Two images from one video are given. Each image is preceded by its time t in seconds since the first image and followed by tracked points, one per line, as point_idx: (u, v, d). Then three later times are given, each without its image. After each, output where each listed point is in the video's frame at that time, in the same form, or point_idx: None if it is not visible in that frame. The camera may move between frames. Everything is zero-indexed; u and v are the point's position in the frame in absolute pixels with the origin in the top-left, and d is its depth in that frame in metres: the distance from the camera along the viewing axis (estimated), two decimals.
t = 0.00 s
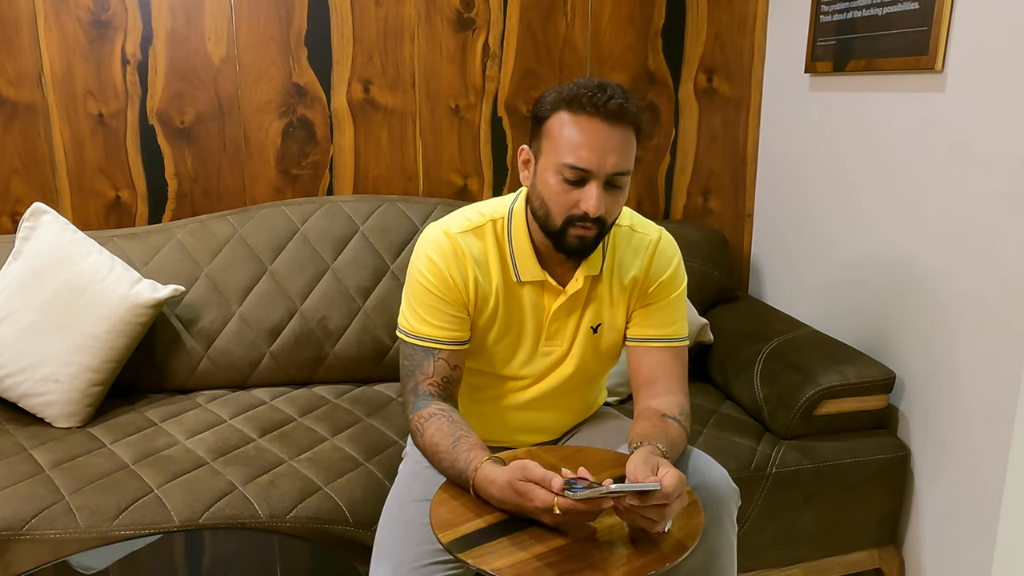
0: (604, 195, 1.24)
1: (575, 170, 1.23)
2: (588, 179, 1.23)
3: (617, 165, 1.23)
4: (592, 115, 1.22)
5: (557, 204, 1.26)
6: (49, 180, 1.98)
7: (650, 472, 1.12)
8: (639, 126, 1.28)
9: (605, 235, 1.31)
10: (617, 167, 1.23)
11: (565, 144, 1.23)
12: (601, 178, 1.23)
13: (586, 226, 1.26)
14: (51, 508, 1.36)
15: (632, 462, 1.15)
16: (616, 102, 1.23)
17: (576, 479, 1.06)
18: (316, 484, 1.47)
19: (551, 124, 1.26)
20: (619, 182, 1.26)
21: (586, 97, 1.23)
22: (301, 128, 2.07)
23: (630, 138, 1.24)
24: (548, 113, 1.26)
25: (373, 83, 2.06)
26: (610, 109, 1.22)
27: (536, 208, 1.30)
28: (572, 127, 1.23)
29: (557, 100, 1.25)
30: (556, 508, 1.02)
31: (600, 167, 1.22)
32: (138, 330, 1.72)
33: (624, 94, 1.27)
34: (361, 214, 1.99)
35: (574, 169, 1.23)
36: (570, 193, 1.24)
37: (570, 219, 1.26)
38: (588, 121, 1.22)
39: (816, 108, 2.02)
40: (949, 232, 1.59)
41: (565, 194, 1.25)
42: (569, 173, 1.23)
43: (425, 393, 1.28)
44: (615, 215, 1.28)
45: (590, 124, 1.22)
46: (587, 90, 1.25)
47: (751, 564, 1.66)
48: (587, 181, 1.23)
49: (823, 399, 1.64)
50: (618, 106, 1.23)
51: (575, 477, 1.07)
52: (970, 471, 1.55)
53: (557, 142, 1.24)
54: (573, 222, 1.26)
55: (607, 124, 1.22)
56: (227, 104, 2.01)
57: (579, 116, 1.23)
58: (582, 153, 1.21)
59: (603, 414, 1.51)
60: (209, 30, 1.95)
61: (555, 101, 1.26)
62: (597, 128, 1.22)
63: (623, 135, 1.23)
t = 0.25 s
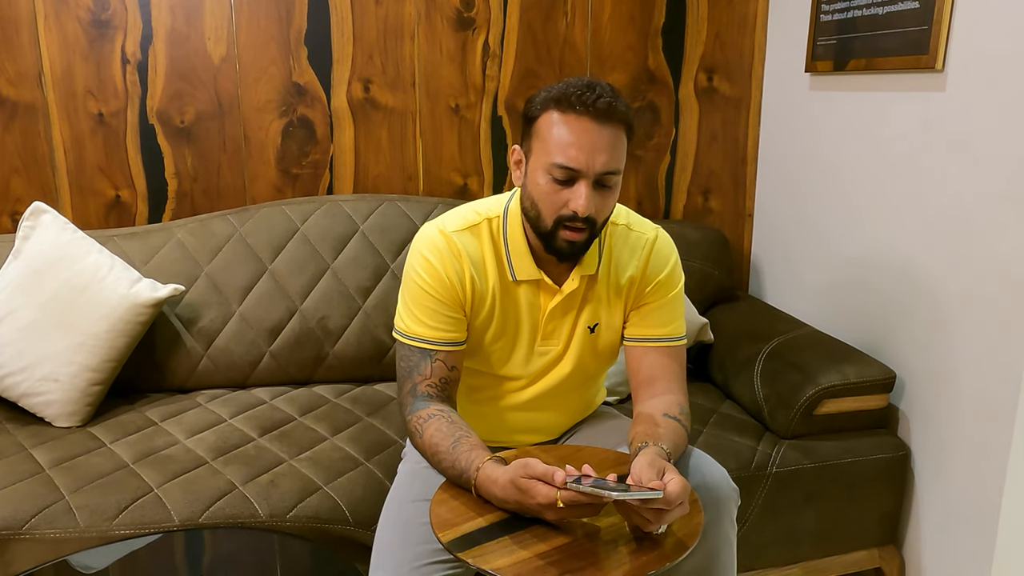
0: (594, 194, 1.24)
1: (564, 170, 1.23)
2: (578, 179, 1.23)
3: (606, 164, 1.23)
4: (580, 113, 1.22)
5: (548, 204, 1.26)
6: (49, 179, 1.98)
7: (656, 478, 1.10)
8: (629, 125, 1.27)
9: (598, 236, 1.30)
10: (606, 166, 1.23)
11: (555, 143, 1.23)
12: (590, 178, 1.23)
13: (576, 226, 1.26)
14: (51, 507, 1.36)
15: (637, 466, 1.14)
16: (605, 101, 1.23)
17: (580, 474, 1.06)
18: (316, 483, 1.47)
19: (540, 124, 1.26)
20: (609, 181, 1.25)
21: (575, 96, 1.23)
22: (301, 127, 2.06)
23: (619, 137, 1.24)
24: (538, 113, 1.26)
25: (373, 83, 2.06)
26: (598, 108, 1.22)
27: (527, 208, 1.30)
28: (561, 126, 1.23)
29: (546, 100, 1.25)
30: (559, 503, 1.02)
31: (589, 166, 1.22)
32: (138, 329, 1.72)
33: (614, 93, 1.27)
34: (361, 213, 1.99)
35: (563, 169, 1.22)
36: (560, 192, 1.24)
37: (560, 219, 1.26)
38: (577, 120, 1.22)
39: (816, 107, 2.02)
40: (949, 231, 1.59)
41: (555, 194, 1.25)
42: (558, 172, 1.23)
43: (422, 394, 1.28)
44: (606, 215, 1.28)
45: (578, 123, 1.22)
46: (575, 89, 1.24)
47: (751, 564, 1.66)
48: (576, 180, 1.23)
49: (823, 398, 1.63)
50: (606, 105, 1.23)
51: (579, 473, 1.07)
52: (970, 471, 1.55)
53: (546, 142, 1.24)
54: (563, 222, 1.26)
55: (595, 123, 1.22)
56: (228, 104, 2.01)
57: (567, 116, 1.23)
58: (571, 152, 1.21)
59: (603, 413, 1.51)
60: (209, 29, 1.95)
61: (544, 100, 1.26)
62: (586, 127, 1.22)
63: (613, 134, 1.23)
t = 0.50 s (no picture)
0: (590, 191, 1.23)
1: (560, 167, 1.22)
2: (574, 176, 1.23)
3: (602, 161, 1.22)
4: (574, 110, 1.21)
5: (545, 201, 1.25)
6: (49, 179, 1.98)
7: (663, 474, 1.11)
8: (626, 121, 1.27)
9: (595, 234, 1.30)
10: (602, 162, 1.22)
11: (550, 141, 1.22)
12: (587, 174, 1.22)
13: (573, 224, 1.25)
14: (51, 507, 1.35)
15: (643, 458, 1.15)
16: (600, 98, 1.23)
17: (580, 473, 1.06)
18: (316, 483, 1.46)
19: (535, 121, 1.25)
20: (606, 177, 1.25)
21: (570, 92, 1.23)
22: (301, 126, 2.06)
23: (616, 133, 1.24)
24: (533, 110, 1.26)
25: (373, 82, 2.06)
26: (593, 104, 1.22)
27: (525, 206, 1.30)
28: (557, 123, 1.22)
29: (542, 97, 1.25)
30: (560, 501, 1.02)
31: (585, 163, 1.21)
32: (138, 328, 1.72)
33: (609, 89, 1.26)
34: (361, 213, 1.99)
35: (559, 166, 1.22)
36: (556, 190, 1.24)
37: (557, 217, 1.25)
38: (573, 117, 1.22)
39: (817, 106, 2.02)
40: (950, 230, 1.59)
41: (551, 192, 1.24)
42: (553, 169, 1.23)
43: (422, 394, 1.27)
44: (603, 211, 1.27)
45: (572, 120, 1.21)
46: (571, 86, 1.24)
47: (751, 563, 1.66)
48: (572, 177, 1.23)
49: (824, 398, 1.63)
50: (602, 102, 1.23)
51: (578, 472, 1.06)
52: (971, 470, 1.55)
53: (541, 139, 1.24)
54: (560, 220, 1.25)
55: (591, 119, 1.22)
56: (228, 103, 2.01)
57: (562, 113, 1.22)
58: (566, 149, 1.21)
59: (603, 413, 1.50)
60: (209, 29, 1.95)
61: (538, 98, 1.26)
62: (582, 124, 1.21)
63: (609, 130, 1.23)
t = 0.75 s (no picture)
0: (589, 189, 1.23)
1: (558, 165, 1.22)
2: (572, 174, 1.23)
3: (600, 159, 1.22)
4: (571, 107, 1.21)
5: (544, 200, 1.26)
6: (49, 178, 1.98)
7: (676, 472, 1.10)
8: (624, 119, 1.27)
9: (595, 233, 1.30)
10: (600, 160, 1.22)
11: (548, 140, 1.22)
12: (585, 172, 1.22)
13: (573, 222, 1.25)
14: (52, 507, 1.35)
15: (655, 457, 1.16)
16: (597, 96, 1.23)
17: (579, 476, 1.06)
18: (317, 483, 1.46)
19: (533, 121, 1.26)
20: (605, 175, 1.24)
21: (567, 91, 1.23)
22: (302, 126, 2.06)
23: (614, 130, 1.24)
24: (531, 109, 1.26)
25: (373, 82, 2.06)
26: (590, 102, 1.22)
27: (524, 205, 1.30)
28: (555, 122, 1.22)
29: (539, 97, 1.25)
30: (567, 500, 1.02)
31: (583, 161, 1.21)
32: (138, 328, 1.72)
33: (606, 87, 1.26)
34: (361, 212, 1.99)
35: (557, 164, 1.22)
36: (555, 188, 1.24)
37: (556, 215, 1.25)
38: (570, 116, 1.22)
39: (818, 106, 2.02)
40: (950, 230, 1.59)
41: (550, 190, 1.24)
42: (551, 168, 1.23)
43: (422, 394, 1.27)
44: (603, 209, 1.27)
45: (569, 118, 1.22)
46: (568, 84, 1.24)
47: (752, 563, 1.66)
48: (570, 175, 1.23)
49: (824, 397, 1.63)
50: (599, 100, 1.23)
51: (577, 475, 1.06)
52: (972, 470, 1.55)
53: (538, 138, 1.24)
54: (560, 218, 1.25)
55: (588, 117, 1.21)
56: (228, 103, 2.01)
57: (559, 111, 1.22)
58: (563, 148, 1.21)
59: (603, 412, 1.50)
60: (210, 28, 1.95)
61: (535, 97, 1.26)
62: (580, 123, 1.21)
63: (606, 128, 1.23)
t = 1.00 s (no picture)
0: (580, 183, 1.23)
1: (549, 160, 1.23)
2: (563, 168, 1.23)
3: (590, 152, 1.22)
4: (560, 102, 1.22)
5: (536, 196, 1.26)
6: (50, 178, 1.98)
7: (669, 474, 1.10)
8: (616, 112, 1.26)
9: (591, 229, 1.29)
10: (591, 153, 1.22)
11: (538, 136, 1.23)
12: (575, 166, 1.22)
13: (566, 217, 1.25)
14: (52, 506, 1.36)
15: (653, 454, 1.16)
16: (586, 90, 1.23)
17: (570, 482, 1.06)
18: (317, 482, 1.47)
19: (523, 118, 1.26)
20: (597, 168, 1.24)
21: (556, 87, 1.23)
22: (302, 126, 2.06)
23: (604, 124, 1.23)
24: (523, 107, 1.27)
25: (374, 81, 2.06)
26: (579, 96, 1.22)
27: (519, 203, 1.30)
28: (544, 118, 1.22)
29: (530, 96, 1.25)
30: (552, 513, 1.02)
31: (572, 155, 1.21)
32: (139, 328, 1.72)
33: (596, 82, 1.26)
34: (362, 212, 1.99)
35: (548, 159, 1.22)
36: (547, 183, 1.24)
37: (550, 211, 1.25)
38: (559, 110, 1.22)
39: (818, 106, 2.02)
40: (951, 230, 1.59)
41: (542, 186, 1.25)
42: (542, 164, 1.23)
43: (423, 394, 1.28)
44: (596, 203, 1.27)
45: (557, 113, 1.22)
46: (557, 81, 1.25)
47: (752, 563, 1.66)
48: (562, 170, 1.23)
49: (824, 397, 1.63)
50: (587, 94, 1.23)
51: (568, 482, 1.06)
52: (972, 470, 1.55)
53: (529, 135, 1.24)
54: (553, 213, 1.25)
55: (576, 111, 1.22)
56: (229, 103, 2.01)
57: (548, 107, 1.23)
58: (553, 142, 1.21)
59: (604, 412, 1.50)
60: (210, 28, 1.95)
61: (526, 95, 1.27)
62: (569, 117, 1.21)
63: (596, 121, 1.22)
